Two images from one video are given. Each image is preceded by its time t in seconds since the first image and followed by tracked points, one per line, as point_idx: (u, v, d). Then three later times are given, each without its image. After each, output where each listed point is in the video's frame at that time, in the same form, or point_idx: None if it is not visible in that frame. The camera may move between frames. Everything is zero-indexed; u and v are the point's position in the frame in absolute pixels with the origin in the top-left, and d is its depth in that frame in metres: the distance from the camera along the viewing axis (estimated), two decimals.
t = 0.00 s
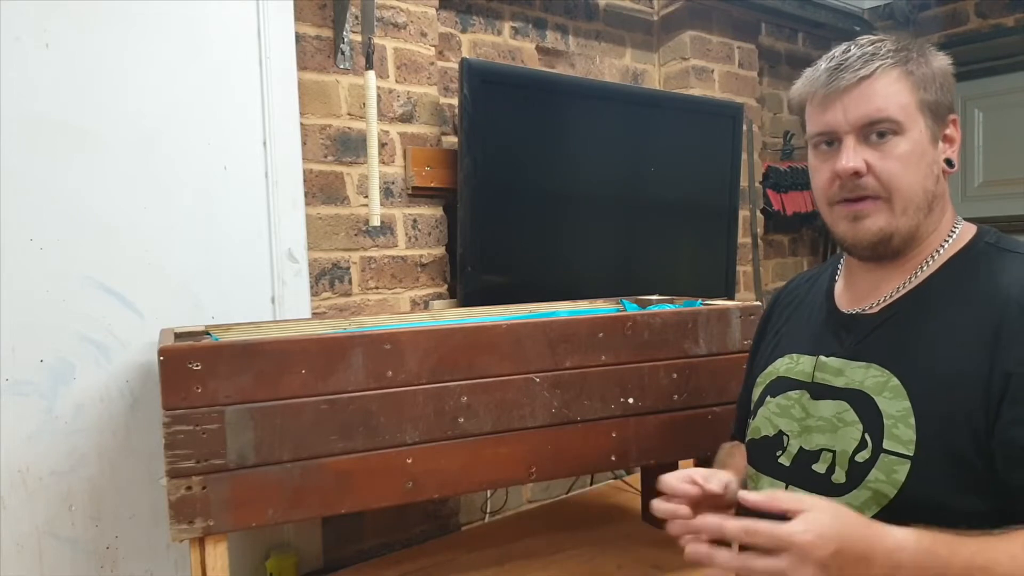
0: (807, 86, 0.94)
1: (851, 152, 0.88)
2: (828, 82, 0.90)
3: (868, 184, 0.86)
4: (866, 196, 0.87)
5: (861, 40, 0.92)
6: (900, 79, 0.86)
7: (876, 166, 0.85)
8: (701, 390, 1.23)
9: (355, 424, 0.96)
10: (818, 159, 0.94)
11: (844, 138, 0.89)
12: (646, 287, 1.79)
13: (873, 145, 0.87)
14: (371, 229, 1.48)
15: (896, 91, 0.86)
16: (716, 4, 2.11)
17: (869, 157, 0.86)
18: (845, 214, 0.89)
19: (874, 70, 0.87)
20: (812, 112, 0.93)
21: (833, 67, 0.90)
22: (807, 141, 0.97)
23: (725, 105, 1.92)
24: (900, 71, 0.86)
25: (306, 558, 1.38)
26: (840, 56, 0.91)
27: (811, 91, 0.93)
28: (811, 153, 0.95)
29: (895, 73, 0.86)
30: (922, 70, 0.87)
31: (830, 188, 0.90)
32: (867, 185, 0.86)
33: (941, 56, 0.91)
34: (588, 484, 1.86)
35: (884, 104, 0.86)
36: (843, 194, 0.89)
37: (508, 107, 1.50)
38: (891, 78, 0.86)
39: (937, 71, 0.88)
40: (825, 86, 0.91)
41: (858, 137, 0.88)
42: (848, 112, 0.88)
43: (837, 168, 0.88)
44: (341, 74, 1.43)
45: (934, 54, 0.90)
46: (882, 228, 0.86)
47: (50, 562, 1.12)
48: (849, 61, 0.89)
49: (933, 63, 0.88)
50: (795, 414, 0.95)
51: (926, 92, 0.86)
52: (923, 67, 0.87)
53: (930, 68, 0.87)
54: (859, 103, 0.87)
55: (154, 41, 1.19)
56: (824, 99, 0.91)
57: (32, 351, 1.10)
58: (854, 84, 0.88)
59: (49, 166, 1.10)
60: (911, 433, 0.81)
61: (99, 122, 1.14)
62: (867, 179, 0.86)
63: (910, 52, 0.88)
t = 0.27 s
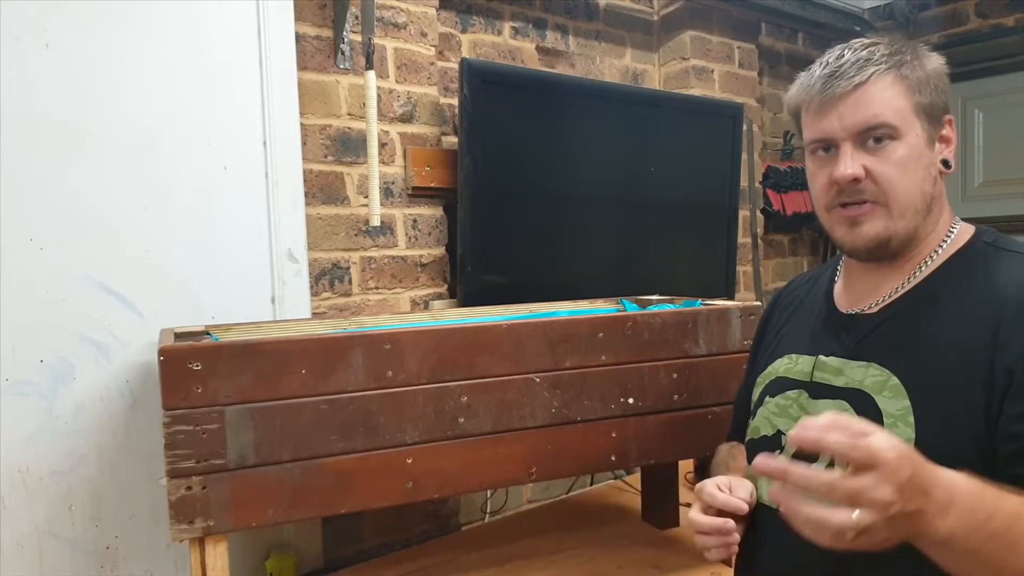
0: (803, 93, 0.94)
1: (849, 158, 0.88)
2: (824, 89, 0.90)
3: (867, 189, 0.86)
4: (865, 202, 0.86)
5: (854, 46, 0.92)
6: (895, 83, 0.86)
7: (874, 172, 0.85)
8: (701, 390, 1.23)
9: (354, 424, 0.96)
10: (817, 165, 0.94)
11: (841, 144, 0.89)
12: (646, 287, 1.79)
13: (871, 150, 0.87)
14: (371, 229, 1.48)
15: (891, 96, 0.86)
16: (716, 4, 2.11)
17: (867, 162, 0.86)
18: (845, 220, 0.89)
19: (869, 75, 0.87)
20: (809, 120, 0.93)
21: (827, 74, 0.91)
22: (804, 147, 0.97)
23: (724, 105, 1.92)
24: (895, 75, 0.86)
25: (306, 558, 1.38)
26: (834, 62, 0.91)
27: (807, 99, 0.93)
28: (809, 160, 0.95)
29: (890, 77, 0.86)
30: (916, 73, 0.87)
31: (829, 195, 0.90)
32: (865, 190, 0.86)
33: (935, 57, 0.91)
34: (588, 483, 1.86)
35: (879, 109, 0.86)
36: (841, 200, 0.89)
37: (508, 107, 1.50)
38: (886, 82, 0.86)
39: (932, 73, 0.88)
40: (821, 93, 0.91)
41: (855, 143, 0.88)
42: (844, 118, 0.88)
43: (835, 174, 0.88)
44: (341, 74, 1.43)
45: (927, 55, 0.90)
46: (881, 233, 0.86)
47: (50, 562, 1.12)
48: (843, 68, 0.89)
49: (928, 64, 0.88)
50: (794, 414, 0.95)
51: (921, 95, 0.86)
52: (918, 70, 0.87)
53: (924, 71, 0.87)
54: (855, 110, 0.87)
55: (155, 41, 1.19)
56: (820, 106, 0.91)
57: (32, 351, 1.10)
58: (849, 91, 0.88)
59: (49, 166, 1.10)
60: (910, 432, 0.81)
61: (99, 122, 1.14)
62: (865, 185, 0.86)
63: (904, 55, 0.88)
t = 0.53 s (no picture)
0: (801, 94, 0.94)
1: (847, 159, 0.88)
2: (821, 91, 0.91)
3: (865, 190, 0.86)
4: (864, 202, 0.86)
5: (852, 47, 0.92)
6: (892, 83, 0.86)
7: (873, 172, 0.85)
8: (701, 390, 1.23)
9: (355, 424, 0.96)
10: (815, 166, 0.94)
11: (840, 145, 0.89)
12: (646, 287, 1.79)
13: (869, 151, 0.87)
14: (371, 229, 1.48)
15: (889, 97, 0.86)
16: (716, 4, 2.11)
17: (865, 163, 0.86)
18: (843, 221, 0.89)
19: (866, 77, 0.87)
20: (807, 121, 0.93)
21: (825, 75, 0.91)
22: (803, 148, 0.97)
23: (724, 105, 1.92)
24: (892, 76, 0.86)
25: (306, 558, 1.38)
26: (832, 64, 0.91)
27: (805, 100, 0.93)
28: (808, 161, 0.95)
29: (888, 78, 0.86)
30: (913, 74, 0.87)
31: (828, 195, 0.90)
32: (864, 191, 0.86)
33: (932, 57, 0.91)
34: (588, 483, 1.86)
35: (877, 110, 0.86)
36: (841, 201, 0.88)
37: (508, 107, 1.50)
38: (883, 83, 0.86)
39: (929, 73, 0.87)
40: (819, 95, 0.91)
41: (853, 144, 0.88)
42: (842, 120, 0.88)
43: (834, 175, 0.88)
44: (341, 74, 1.43)
45: (925, 56, 0.90)
46: (881, 234, 0.86)
47: (50, 562, 1.12)
48: (841, 69, 0.89)
49: (925, 65, 0.88)
50: (794, 414, 0.95)
51: (919, 95, 0.86)
52: (915, 71, 0.87)
53: (922, 71, 0.87)
54: (853, 111, 0.87)
55: (155, 41, 1.19)
56: (818, 107, 0.91)
57: (32, 352, 1.10)
58: (847, 92, 0.88)
59: (49, 166, 1.10)
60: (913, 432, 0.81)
61: (99, 122, 1.14)
62: (864, 185, 0.86)
63: (901, 56, 0.88)
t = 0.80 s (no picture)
0: (799, 96, 0.94)
1: (846, 160, 0.88)
2: (819, 92, 0.90)
3: (863, 191, 0.86)
4: (863, 203, 0.86)
5: (850, 48, 0.92)
6: (890, 84, 0.86)
7: (872, 173, 0.85)
8: (701, 390, 1.23)
9: (355, 424, 0.96)
10: (814, 167, 0.94)
11: (838, 147, 0.89)
12: (646, 287, 1.79)
13: (867, 152, 0.87)
14: (371, 229, 1.48)
15: (887, 98, 0.86)
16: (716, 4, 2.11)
17: (864, 163, 0.86)
18: (842, 221, 0.89)
19: (864, 78, 0.87)
20: (805, 122, 0.93)
21: (823, 77, 0.91)
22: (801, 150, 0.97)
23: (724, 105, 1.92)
24: (890, 77, 0.87)
25: (306, 558, 1.38)
26: (830, 65, 0.91)
27: (802, 102, 0.93)
28: (807, 162, 0.95)
29: (886, 79, 0.86)
30: (912, 75, 0.87)
31: (826, 196, 0.90)
32: (863, 192, 0.86)
33: (930, 57, 0.91)
34: (588, 483, 1.86)
35: (876, 111, 0.86)
36: (839, 201, 0.88)
37: (508, 107, 1.50)
38: (881, 84, 0.86)
39: (927, 73, 0.88)
40: (816, 96, 0.91)
41: (851, 145, 0.88)
42: (840, 121, 0.88)
43: (832, 176, 0.88)
44: (341, 74, 1.43)
45: (923, 56, 0.90)
46: (878, 234, 0.86)
47: (50, 562, 1.12)
48: (839, 71, 0.89)
49: (923, 66, 0.88)
50: (794, 415, 0.95)
51: (917, 96, 0.86)
52: (914, 71, 0.87)
53: (920, 72, 0.87)
54: (851, 112, 0.87)
55: (155, 42, 1.19)
56: (816, 109, 0.91)
57: (32, 352, 1.10)
58: (845, 93, 0.88)
59: (49, 166, 1.10)
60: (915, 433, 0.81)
61: (99, 122, 1.14)
62: (862, 186, 0.86)
63: (899, 57, 0.88)
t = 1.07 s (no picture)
0: (793, 98, 0.94)
1: (841, 163, 0.88)
2: (813, 95, 0.90)
3: (860, 194, 0.86)
4: (859, 206, 0.87)
5: (843, 49, 0.92)
6: (885, 86, 0.86)
7: (867, 176, 0.85)
8: (701, 390, 1.23)
9: (355, 424, 0.96)
10: (811, 169, 0.94)
11: (833, 150, 0.89)
12: (646, 287, 1.79)
13: (863, 154, 0.87)
14: (371, 229, 1.48)
15: (881, 100, 0.86)
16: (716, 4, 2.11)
17: (859, 167, 0.86)
18: (839, 224, 0.89)
19: (859, 80, 0.87)
20: (800, 125, 0.93)
21: (817, 79, 0.90)
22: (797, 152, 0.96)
23: (724, 105, 1.92)
24: (885, 78, 0.86)
25: (306, 558, 1.38)
26: (824, 67, 0.91)
27: (797, 104, 0.93)
28: (803, 165, 0.95)
29: (880, 81, 0.86)
30: (906, 75, 0.87)
31: (823, 200, 0.90)
32: (859, 195, 0.86)
33: (926, 57, 0.91)
34: (588, 483, 1.86)
35: (870, 114, 0.86)
36: (836, 205, 0.89)
37: (508, 107, 1.51)
38: (876, 86, 0.86)
39: (922, 74, 0.88)
40: (811, 99, 0.91)
41: (847, 148, 0.88)
42: (835, 124, 0.88)
43: (828, 179, 0.88)
44: (341, 74, 1.43)
45: (918, 56, 0.90)
46: (876, 237, 0.87)
47: (50, 562, 1.12)
48: (833, 73, 0.89)
49: (918, 66, 0.88)
50: (794, 415, 0.95)
51: (912, 97, 0.86)
52: (908, 72, 0.87)
53: (915, 72, 0.87)
54: (846, 115, 0.87)
55: (155, 42, 1.19)
56: (811, 112, 0.91)
57: (32, 352, 1.10)
58: (840, 96, 0.87)
59: (49, 166, 1.10)
60: (916, 434, 0.81)
61: (99, 122, 1.14)
62: (859, 189, 0.86)
63: (894, 58, 0.88)
